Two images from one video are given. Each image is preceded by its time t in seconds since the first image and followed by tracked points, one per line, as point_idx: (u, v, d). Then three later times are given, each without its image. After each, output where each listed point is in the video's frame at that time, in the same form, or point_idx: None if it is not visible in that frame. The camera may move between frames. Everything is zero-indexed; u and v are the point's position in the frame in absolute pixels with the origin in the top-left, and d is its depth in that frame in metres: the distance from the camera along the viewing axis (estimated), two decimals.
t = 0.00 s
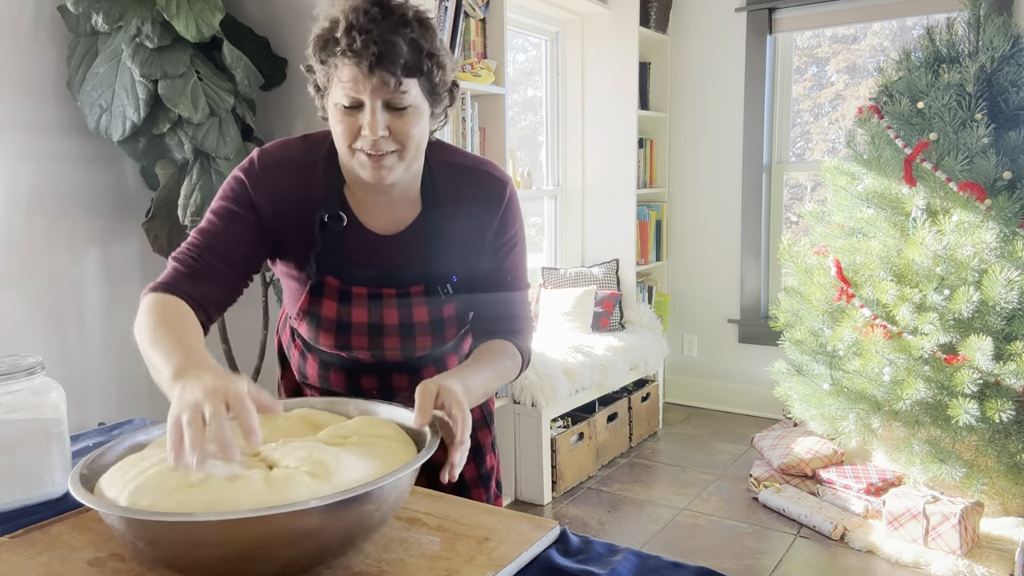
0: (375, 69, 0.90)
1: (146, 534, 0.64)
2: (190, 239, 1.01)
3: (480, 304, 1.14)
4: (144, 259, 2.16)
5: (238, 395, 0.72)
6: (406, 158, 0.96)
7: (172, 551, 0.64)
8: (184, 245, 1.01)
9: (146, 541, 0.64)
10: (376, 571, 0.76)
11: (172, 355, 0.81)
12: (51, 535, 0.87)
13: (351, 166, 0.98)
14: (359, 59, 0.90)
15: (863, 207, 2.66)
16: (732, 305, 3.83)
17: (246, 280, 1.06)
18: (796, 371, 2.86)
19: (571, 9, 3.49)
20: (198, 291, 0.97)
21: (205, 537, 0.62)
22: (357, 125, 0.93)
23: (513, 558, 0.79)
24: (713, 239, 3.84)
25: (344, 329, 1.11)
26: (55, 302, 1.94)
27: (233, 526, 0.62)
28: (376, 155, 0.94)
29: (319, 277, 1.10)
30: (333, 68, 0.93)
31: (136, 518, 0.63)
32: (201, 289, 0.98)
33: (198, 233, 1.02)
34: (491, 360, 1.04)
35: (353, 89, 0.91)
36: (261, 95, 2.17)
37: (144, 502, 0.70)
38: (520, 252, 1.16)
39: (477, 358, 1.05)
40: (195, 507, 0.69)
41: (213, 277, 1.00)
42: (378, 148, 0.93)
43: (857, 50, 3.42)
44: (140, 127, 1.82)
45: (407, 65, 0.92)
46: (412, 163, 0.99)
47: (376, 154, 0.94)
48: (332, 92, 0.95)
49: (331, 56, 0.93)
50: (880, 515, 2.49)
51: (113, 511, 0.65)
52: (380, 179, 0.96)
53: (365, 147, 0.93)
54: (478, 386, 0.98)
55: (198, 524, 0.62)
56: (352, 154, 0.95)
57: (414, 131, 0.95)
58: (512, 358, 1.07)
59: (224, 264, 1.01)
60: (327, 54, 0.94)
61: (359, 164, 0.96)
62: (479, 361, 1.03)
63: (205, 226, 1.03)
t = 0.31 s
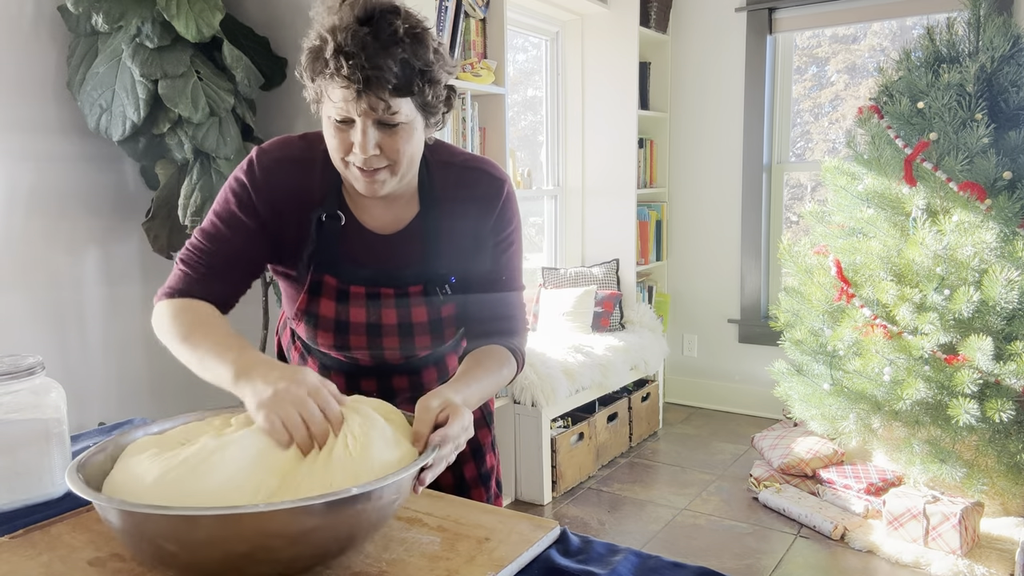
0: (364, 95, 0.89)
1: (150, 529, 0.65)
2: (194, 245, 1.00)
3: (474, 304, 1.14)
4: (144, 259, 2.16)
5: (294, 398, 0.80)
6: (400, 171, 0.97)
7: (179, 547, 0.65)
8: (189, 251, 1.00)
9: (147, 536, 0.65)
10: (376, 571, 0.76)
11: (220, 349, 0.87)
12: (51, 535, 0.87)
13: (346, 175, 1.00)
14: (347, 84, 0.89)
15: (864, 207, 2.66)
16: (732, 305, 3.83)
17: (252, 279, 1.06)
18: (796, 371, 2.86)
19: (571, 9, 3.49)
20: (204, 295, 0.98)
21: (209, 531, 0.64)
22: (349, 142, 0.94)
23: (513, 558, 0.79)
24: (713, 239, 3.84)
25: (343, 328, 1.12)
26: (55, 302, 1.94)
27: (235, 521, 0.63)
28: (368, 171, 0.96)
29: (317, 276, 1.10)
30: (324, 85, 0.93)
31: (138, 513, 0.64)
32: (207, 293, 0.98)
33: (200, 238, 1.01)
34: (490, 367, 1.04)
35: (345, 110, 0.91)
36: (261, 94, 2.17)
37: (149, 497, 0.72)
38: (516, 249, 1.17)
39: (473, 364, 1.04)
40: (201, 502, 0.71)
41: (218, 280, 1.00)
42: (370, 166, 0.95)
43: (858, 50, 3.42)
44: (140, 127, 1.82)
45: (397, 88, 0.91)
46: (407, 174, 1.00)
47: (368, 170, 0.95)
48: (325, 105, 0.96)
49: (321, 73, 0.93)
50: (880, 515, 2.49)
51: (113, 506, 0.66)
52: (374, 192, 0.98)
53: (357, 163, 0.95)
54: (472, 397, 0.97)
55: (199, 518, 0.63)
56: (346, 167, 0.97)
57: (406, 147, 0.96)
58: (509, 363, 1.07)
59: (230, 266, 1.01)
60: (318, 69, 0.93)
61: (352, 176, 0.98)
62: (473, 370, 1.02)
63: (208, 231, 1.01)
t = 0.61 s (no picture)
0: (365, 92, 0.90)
1: (140, 530, 0.65)
2: (183, 215, 1.02)
3: (477, 305, 1.14)
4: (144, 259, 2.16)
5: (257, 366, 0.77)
6: (402, 170, 0.97)
7: (165, 547, 0.65)
8: (176, 220, 1.02)
9: (139, 537, 0.65)
10: (376, 570, 0.76)
11: (189, 313, 0.85)
12: (50, 535, 0.86)
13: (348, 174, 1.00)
14: (348, 82, 0.89)
15: (864, 207, 2.66)
16: (732, 305, 3.82)
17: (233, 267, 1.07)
18: (796, 371, 2.86)
19: (571, 9, 3.48)
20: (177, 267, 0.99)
21: (201, 532, 0.64)
22: (350, 140, 0.94)
23: (513, 558, 0.78)
24: (713, 239, 3.84)
25: (344, 328, 1.12)
26: (55, 302, 1.94)
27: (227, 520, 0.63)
28: (370, 169, 0.96)
29: (319, 275, 1.10)
30: (326, 84, 0.93)
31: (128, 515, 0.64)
32: (182, 262, 0.99)
33: (190, 212, 1.03)
34: (489, 366, 1.03)
35: (346, 108, 0.92)
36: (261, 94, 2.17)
37: (139, 495, 0.72)
38: (520, 249, 1.17)
39: (472, 363, 1.04)
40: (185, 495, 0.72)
41: (195, 259, 1.01)
42: (371, 164, 0.95)
43: (858, 49, 3.42)
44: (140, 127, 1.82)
45: (398, 85, 0.91)
46: (409, 173, 1.00)
47: (370, 168, 0.95)
48: (327, 104, 0.96)
49: (323, 72, 0.93)
50: (880, 515, 2.49)
51: (103, 507, 0.66)
52: (375, 190, 0.98)
53: (359, 161, 0.95)
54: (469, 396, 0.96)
55: (192, 520, 0.63)
56: (347, 165, 0.97)
57: (408, 146, 0.96)
58: (510, 361, 1.07)
59: (211, 250, 1.02)
60: (320, 68, 0.94)
61: (354, 174, 0.98)
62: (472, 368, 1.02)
63: (199, 207, 1.04)
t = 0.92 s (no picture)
0: (353, 102, 0.89)
1: (140, 534, 0.64)
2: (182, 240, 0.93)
3: (475, 304, 1.14)
4: (144, 259, 2.16)
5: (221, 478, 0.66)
6: (391, 180, 0.97)
7: (163, 550, 0.65)
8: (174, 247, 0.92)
9: (139, 541, 0.65)
10: (376, 570, 0.76)
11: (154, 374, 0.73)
12: (50, 535, 0.86)
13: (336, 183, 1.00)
14: (336, 92, 0.89)
15: (864, 207, 2.66)
16: (732, 305, 3.82)
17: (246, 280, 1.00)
18: (796, 371, 2.86)
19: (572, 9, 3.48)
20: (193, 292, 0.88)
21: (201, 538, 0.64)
22: (340, 149, 0.94)
23: (513, 558, 0.78)
24: (713, 239, 3.84)
25: (343, 337, 1.11)
26: (55, 302, 1.94)
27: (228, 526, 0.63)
28: (359, 178, 0.95)
29: (318, 286, 1.10)
30: (313, 93, 0.93)
31: (127, 519, 0.64)
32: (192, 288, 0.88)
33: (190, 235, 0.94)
34: (489, 366, 1.04)
35: (334, 118, 0.91)
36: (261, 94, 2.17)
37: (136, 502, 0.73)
38: (515, 247, 1.17)
39: (474, 363, 1.04)
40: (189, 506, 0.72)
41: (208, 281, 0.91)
42: (360, 173, 0.95)
43: (858, 49, 3.42)
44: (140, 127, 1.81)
45: (387, 94, 0.91)
46: (399, 182, 1.00)
47: (359, 178, 0.95)
48: (315, 113, 0.96)
49: (310, 81, 0.92)
50: (880, 516, 2.49)
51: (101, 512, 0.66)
52: (365, 199, 0.98)
53: (348, 171, 0.95)
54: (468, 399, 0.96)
55: (191, 526, 0.63)
56: (336, 175, 0.97)
57: (397, 155, 0.96)
58: (509, 361, 1.07)
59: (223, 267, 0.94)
60: (307, 78, 0.93)
61: (344, 183, 0.97)
62: (470, 368, 1.02)
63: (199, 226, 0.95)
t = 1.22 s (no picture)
0: (357, 115, 0.89)
1: (142, 517, 0.65)
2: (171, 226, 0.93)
3: (472, 305, 1.14)
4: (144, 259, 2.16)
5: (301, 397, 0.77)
6: (393, 189, 0.97)
7: (166, 536, 0.65)
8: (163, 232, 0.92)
9: (141, 525, 0.65)
10: (376, 570, 0.76)
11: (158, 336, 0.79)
12: (50, 535, 0.86)
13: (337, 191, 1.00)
14: (341, 105, 0.88)
15: (864, 207, 2.66)
16: (732, 305, 3.82)
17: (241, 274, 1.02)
18: (796, 371, 2.86)
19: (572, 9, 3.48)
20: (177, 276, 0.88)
21: (203, 522, 0.64)
22: (342, 160, 0.93)
23: (513, 558, 0.78)
24: (713, 239, 3.84)
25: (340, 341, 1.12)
26: (55, 301, 1.94)
27: (230, 510, 0.63)
28: (361, 188, 0.95)
29: (315, 288, 1.10)
30: (316, 104, 0.92)
31: (130, 501, 0.64)
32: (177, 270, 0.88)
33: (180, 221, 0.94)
34: (488, 371, 1.03)
35: (338, 129, 0.91)
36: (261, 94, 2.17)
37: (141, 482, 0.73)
38: (513, 252, 1.17)
39: (474, 368, 1.04)
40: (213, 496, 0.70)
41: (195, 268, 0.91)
42: (363, 184, 0.94)
43: (858, 49, 3.42)
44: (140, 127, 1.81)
45: (391, 107, 0.91)
46: (400, 191, 1.00)
47: (362, 188, 0.95)
48: (317, 122, 0.95)
49: (313, 92, 0.92)
50: (880, 515, 2.49)
51: (105, 494, 0.66)
52: (367, 208, 0.98)
53: (351, 181, 0.94)
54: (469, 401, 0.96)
55: (194, 510, 0.63)
56: (338, 184, 0.97)
57: (400, 166, 0.96)
58: (508, 366, 1.07)
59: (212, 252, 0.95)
60: (310, 88, 0.93)
61: (345, 193, 0.97)
62: (470, 372, 1.02)
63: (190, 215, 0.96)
